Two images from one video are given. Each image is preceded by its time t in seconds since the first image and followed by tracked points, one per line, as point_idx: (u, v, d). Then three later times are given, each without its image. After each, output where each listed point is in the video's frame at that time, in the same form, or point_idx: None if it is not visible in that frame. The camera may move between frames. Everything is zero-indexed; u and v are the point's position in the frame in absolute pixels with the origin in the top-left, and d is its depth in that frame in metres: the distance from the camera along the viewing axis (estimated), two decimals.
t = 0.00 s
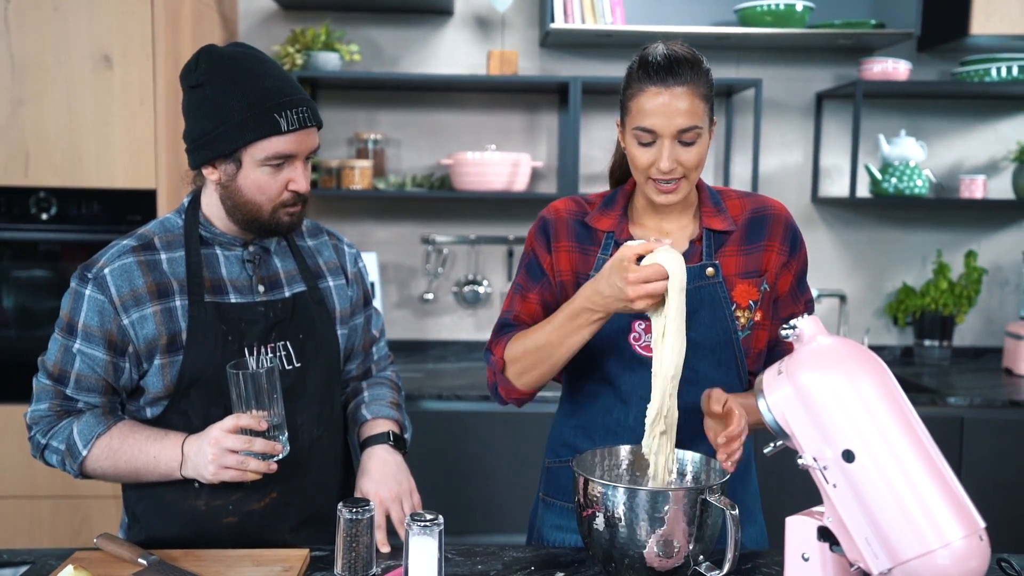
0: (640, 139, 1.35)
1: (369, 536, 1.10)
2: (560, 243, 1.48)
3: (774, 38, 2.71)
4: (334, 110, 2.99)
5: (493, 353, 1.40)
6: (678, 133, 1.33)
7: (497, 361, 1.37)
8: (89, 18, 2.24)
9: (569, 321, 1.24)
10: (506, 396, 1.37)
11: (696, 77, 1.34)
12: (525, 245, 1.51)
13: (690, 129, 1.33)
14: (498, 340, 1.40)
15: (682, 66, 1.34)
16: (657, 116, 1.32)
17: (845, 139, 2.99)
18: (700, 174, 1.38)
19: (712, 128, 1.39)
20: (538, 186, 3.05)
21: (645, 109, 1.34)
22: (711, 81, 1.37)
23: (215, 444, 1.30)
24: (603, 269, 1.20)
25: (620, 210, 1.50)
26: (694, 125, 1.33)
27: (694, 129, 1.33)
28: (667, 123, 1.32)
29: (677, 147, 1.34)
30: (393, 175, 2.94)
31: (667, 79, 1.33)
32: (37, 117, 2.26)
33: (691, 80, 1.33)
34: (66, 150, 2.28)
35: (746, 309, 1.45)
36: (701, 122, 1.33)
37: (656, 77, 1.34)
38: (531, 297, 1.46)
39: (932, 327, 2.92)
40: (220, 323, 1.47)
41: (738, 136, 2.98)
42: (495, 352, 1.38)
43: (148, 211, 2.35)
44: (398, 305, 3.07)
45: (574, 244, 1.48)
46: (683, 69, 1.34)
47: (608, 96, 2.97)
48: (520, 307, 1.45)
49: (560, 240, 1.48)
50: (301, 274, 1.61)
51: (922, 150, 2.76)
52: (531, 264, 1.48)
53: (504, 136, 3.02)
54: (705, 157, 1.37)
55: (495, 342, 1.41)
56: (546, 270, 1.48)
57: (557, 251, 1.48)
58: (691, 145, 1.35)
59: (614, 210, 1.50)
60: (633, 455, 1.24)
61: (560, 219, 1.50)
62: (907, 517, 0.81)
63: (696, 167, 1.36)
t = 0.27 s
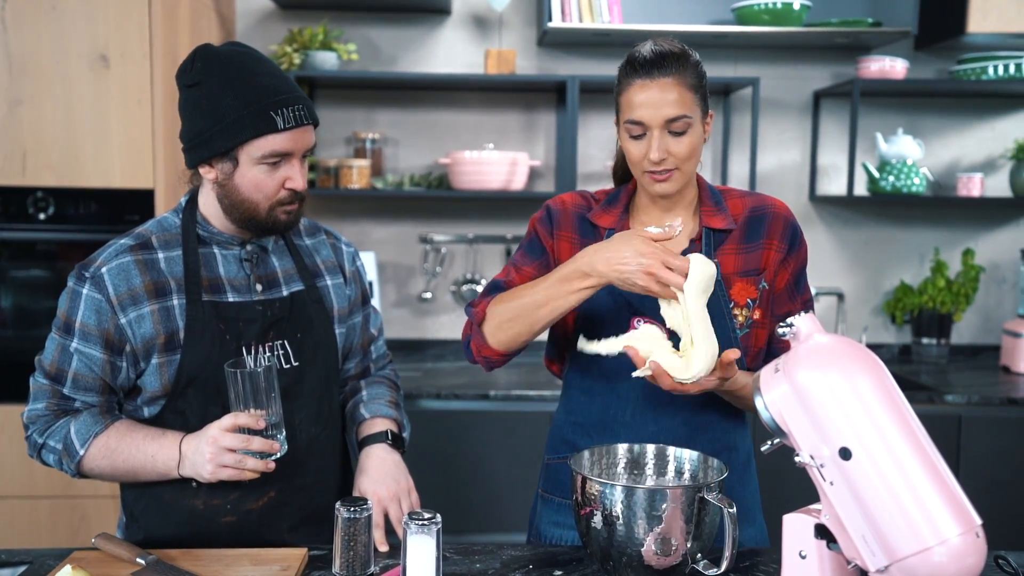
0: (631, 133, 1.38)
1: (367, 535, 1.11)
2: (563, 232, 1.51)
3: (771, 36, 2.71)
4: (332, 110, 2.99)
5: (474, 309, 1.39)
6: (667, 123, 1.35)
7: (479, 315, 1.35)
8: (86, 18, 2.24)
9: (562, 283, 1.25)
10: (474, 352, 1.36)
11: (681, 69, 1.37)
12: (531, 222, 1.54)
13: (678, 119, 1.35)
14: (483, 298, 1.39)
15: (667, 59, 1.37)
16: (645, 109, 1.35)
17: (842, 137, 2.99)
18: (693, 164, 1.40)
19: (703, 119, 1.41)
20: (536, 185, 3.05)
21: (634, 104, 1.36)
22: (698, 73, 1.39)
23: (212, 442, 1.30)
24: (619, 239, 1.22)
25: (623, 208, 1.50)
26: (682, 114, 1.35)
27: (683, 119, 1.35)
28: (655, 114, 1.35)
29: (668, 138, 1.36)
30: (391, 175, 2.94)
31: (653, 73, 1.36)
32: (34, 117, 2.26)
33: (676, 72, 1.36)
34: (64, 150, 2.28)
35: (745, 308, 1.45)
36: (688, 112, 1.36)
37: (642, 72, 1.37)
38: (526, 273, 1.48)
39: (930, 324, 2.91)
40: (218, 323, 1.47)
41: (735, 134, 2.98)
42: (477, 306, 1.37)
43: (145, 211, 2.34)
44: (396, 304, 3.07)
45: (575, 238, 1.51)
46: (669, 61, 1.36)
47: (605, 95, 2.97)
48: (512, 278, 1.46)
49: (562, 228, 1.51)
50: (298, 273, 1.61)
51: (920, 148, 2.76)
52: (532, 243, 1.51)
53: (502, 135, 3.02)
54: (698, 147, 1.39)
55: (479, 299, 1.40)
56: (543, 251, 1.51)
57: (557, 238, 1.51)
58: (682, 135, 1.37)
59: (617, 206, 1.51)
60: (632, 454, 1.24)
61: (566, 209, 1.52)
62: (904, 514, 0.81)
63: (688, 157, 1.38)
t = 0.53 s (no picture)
0: (624, 127, 1.39)
1: (365, 534, 1.11)
2: (557, 240, 1.53)
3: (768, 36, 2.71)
4: (329, 110, 2.99)
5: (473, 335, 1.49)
6: (660, 116, 1.36)
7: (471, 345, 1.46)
8: (83, 18, 2.24)
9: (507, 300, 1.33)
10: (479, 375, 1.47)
11: (674, 65, 1.39)
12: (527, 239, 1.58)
13: (671, 112, 1.36)
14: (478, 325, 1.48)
15: (661, 56, 1.40)
16: (639, 102, 1.37)
17: (839, 136, 3.00)
18: (686, 162, 1.39)
19: (696, 118, 1.42)
20: (534, 184, 3.05)
21: (628, 98, 1.38)
22: (691, 72, 1.42)
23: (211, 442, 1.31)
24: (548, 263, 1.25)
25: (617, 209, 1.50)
26: (675, 108, 1.36)
27: (675, 112, 1.36)
28: (648, 107, 1.36)
29: (660, 132, 1.37)
30: (389, 174, 2.94)
31: (647, 68, 1.39)
32: (31, 117, 2.26)
33: (669, 68, 1.39)
34: (61, 150, 2.28)
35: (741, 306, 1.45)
36: (681, 107, 1.37)
37: (637, 69, 1.40)
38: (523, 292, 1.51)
39: (926, 323, 2.90)
40: (217, 322, 1.47)
41: (733, 134, 2.99)
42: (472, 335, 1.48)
43: (143, 211, 2.34)
44: (394, 303, 3.07)
45: (570, 242, 1.52)
46: (663, 58, 1.39)
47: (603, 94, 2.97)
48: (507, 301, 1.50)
49: (556, 236, 1.53)
50: (298, 272, 1.61)
51: (917, 147, 2.76)
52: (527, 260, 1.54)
53: (500, 134, 3.03)
54: (691, 144, 1.39)
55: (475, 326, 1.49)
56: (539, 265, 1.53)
57: (553, 248, 1.53)
58: (674, 130, 1.37)
59: (611, 207, 1.51)
60: (629, 454, 1.24)
61: (559, 216, 1.54)
62: (900, 512, 0.81)
63: (681, 151, 1.37)
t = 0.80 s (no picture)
0: (604, 132, 1.40)
1: (363, 536, 1.10)
2: (543, 257, 1.54)
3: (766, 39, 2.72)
4: (327, 112, 3.00)
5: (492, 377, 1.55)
6: (639, 122, 1.37)
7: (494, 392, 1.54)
8: (81, 20, 2.24)
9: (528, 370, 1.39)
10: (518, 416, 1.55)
11: (653, 70, 1.39)
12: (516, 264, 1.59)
13: (650, 117, 1.36)
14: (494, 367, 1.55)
15: (639, 60, 1.40)
16: (617, 108, 1.37)
17: (836, 140, 3.00)
18: (667, 166, 1.40)
19: (675, 121, 1.43)
20: (531, 186, 3.06)
21: (607, 104, 1.38)
22: (670, 76, 1.42)
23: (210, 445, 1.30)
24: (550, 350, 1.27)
25: (602, 215, 1.52)
26: (653, 113, 1.37)
27: (654, 117, 1.37)
28: (627, 113, 1.37)
29: (640, 136, 1.37)
30: (387, 176, 2.94)
31: (625, 74, 1.39)
32: (29, 119, 2.26)
33: (647, 72, 1.39)
34: (60, 152, 2.28)
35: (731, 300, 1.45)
36: (660, 111, 1.38)
37: (614, 73, 1.40)
38: (520, 320, 1.57)
39: (923, 326, 2.92)
40: (216, 324, 1.47)
41: (730, 137, 2.99)
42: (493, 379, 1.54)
43: (141, 213, 2.34)
44: (392, 305, 3.07)
45: (557, 256, 1.53)
46: (641, 62, 1.39)
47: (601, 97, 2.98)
48: (510, 332, 1.57)
49: (542, 255, 1.54)
50: (296, 274, 1.61)
51: (913, 151, 2.77)
52: (519, 286, 1.58)
53: (498, 136, 3.03)
54: (670, 147, 1.40)
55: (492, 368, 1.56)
56: (531, 289, 1.56)
57: (540, 266, 1.54)
58: (654, 134, 1.38)
59: (596, 214, 1.53)
60: (626, 456, 1.24)
61: (543, 232, 1.55)
62: (896, 515, 0.81)
63: (660, 156, 1.38)
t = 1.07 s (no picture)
0: (594, 140, 1.41)
1: (366, 540, 1.10)
2: (544, 265, 1.53)
3: (768, 44, 2.72)
4: (330, 117, 3.00)
5: (507, 389, 1.54)
6: (625, 126, 1.37)
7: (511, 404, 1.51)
8: (86, 24, 2.25)
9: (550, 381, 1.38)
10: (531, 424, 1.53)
11: (634, 75, 1.40)
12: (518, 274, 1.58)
13: (635, 120, 1.37)
14: (508, 378, 1.54)
15: (620, 67, 1.40)
16: (603, 114, 1.38)
17: (838, 144, 3.01)
18: (657, 166, 1.40)
19: (664, 122, 1.43)
20: (533, 191, 3.06)
21: (592, 112, 1.39)
22: (654, 77, 1.42)
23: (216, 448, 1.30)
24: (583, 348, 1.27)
25: (603, 219, 1.52)
26: (639, 116, 1.37)
27: (638, 120, 1.37)
28: (611, 118, 1.37)
29: (627, 140, 1.38)
30: (389, 180, 2.95)
31: (605, 81, 1.40)
32: (33, 122, 2.26)
33: (627, 77, 1.40)
34: (63, 156, 2.29)
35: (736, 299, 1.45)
36: (645, 113, 1.38)
37: (596, 81, 1.41)
38: (529, 329, 1.55)
39: (926, 331, 2.90)
40: (221, 328, 1.48)
41: (733, 141, 3.00)
42: (507, 391, 1.53)
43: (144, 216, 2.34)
44: (394, 309, 3.07)
45: (558, 262, 1.52)
46: (621, 70, 1.40)
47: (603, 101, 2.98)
48: (520, 341, 1.55)
49: (543, 263, 1.53)
50: (300, 278, 1.61)
51: (915, 155, 2.77)
52: (525, 295, 1.56)
53: (500, 141, 3.03)
54: (660, 148, 1.40)
55: (507, 379, 1.55)
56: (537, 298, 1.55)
57: (541, 274, 1.53)
58: (640, 136, 1.38)
59: (597, 218, 1.53)
60: (629, 460, 1.24)
61: (542, 239, 1.55)
62: (900, 520, 0.81)
63: (649, 158, 1.38)
